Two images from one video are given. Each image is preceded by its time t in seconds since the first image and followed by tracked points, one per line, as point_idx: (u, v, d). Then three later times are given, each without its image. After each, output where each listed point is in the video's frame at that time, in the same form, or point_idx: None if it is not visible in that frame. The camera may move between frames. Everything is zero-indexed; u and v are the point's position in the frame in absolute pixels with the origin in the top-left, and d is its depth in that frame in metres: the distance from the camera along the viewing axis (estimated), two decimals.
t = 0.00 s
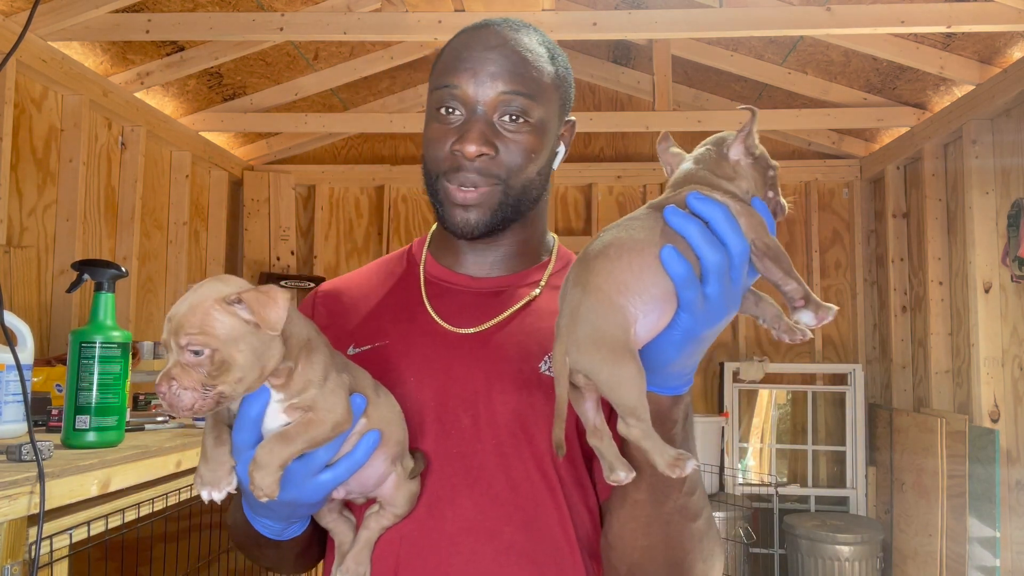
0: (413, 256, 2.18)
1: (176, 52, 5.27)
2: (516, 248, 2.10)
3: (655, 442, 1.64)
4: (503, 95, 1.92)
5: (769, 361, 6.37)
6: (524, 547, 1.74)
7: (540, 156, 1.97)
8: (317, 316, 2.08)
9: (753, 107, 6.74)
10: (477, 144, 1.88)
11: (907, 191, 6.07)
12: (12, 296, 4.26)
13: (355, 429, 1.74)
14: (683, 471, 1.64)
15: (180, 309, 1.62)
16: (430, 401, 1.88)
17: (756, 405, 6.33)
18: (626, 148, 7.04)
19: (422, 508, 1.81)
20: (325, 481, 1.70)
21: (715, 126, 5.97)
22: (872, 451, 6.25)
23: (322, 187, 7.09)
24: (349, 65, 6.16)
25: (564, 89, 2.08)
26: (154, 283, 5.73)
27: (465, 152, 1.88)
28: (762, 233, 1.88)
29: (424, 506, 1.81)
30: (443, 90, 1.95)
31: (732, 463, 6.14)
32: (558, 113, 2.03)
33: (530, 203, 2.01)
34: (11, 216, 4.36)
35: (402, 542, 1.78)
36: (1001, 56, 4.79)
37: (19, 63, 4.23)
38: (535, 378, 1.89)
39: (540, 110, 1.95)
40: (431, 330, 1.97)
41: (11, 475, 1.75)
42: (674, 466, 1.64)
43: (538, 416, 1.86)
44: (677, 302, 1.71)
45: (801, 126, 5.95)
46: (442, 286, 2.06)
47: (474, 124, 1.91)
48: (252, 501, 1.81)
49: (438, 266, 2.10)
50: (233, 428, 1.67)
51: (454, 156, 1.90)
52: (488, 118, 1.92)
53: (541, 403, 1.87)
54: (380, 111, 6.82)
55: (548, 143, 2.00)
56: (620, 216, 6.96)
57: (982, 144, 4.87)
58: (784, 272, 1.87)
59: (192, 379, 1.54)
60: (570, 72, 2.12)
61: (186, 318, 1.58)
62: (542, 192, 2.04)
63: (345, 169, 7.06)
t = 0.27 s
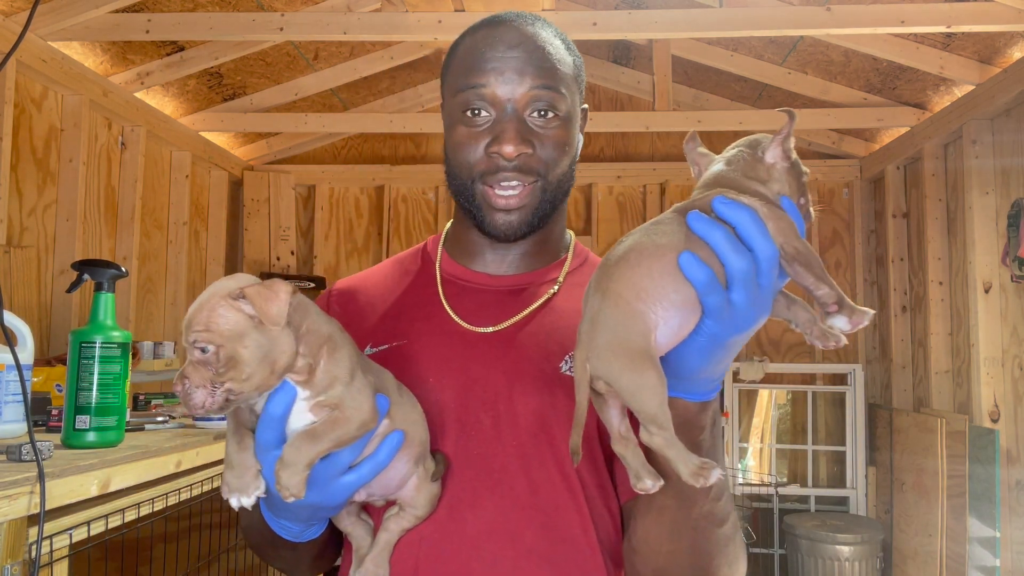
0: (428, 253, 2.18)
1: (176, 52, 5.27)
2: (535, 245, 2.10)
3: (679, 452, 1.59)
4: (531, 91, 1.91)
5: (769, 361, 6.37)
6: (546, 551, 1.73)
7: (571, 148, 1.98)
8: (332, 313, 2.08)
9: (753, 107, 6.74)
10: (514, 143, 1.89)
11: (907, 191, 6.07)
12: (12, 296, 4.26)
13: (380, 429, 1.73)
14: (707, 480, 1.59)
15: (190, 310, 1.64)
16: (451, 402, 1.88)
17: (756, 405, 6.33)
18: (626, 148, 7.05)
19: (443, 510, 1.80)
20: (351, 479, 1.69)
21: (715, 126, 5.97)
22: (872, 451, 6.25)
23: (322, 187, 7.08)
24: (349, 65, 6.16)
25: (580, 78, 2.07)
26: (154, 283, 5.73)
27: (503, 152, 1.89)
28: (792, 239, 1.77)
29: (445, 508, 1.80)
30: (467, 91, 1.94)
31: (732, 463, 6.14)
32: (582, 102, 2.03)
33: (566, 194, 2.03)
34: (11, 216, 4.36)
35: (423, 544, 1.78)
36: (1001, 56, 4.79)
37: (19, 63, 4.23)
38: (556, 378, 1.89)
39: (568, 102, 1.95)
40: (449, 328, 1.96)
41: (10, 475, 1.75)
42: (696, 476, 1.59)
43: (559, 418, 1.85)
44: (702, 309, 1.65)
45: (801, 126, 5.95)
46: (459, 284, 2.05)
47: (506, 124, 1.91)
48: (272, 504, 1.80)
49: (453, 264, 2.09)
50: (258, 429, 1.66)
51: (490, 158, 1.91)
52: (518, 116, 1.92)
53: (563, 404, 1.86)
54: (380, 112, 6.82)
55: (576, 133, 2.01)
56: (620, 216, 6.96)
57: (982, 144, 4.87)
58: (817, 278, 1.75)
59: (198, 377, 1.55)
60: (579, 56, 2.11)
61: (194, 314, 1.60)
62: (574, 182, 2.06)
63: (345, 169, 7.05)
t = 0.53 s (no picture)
0: (442, 252, 2.18)
1: (176, 52, 5.27)
2: (552, 243, 2.09)
3: (659, 462, 1.58)
4: (543, 84, 1.91)
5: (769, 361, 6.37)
6: (575, 554, 1.74)
7: (583, 143, 1.98)
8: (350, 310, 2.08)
9: (753, 107, 6.74)
10: (524, 136, 1.88)
11: (907, 191, 6.07)
12: (12, 296, 4.26)
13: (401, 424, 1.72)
14: (686, 492, 1.57)
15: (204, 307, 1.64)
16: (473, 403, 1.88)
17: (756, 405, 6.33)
18: (626, 148, 7.05)
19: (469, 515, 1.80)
20: (372, 475, 1.67)
21: (715, 126, 5.97)
22: (872, 451, 6.25)
23: (322, 187, 7.08)
24: (349, 65, 6.16)
25: (597, 73, 2.07)
26: (154, 283, 5.73)
27: (513, 144, 1.89)
28: (786, 240, 1.67)
29: (472, 512, 1.80)
30: (480, 82, 1.94)
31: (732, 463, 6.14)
32: (597, 97, 2.02)
33: (577, 189, 2.02)
34: (11, 216, 4.36)
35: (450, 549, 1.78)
36: (1002, 56, 4.79)
37: (19, 63, 4.23)
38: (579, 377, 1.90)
39: (581, 96, 1.95)
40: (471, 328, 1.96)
41: (10, 475, 1.75)
42: (675, 489, 1.58)
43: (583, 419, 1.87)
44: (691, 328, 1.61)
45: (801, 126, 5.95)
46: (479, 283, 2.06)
47: (517, 116, 1.91)
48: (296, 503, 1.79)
49: (471, 263, 2.09)
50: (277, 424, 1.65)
51: (500, 149, 1.91)
52: (530, 108, 1.92)
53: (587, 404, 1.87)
54: (381, 112, 6.82)
55: (589, 128, 2.00)
56: (620, 216, 6.96)
57: (982, 144, 4.87)
58: (812, 281, 1.63)
59: (212, 373, 1.55)
60: (597, 51, 2.11)
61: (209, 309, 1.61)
62: (586, 178, 2.05)
63: (344, 169, 7.05)
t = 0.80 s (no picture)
0: (466, 252, 2.17)
1: (176, 52, 5.27)
2: (578, 241, 2.11)
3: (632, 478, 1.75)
4: (567, 66, 1.93)
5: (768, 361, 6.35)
6: (610, 557, 1.74)
7: (605, 130, 1.98)
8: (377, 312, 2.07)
9: (753, 107, 6.74)
10: (543, 113, 1.89)
11: (907, 191, 6.07)
12: (12, 296, 4.26)
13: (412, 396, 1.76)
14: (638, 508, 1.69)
15: (232, 270, 1.57)
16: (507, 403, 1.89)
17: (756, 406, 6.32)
18: (626, 148, 7.05)
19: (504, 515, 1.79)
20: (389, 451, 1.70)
21: (715, 126, 5.97)
22: (872, 451, 6.25)
23: (322, 188, 7.07)
24: (349, 65, 6.16)
25: (624, 66, 2.10)
26: (154, 284, 5.73)
27: (532, 121, 1.89)
28: (712, 281, 1.62)
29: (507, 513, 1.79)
30: (504, 62, 1.97)
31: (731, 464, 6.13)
32: (621, 87, 2.04)
33: (596, 176, 2.01)
34: (11, 216, 4.36)
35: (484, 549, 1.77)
36: (1001, 56, 4.79)
37: (18, 63, 4.23)
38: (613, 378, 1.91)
39: (604, 81, 1.97)
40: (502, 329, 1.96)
41: (10, 475, 1.75)
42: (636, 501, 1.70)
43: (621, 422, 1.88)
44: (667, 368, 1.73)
45: (801, 126, 5.95)
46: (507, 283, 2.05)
47: (539, 95, 1.92)
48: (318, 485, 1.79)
49: (497, 261, 2.08)
50: (286, 402, 1.68)
51: (520, 127, 1.92)
52: (552, 88, 1.93)
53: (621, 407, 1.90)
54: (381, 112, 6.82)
55: (612, 116, 2.01)
56: (620, 216, 6.95)
57: (982, 144, 4.87)
58: (722, 327, 1.60)
59: (268, 331, 1.51)
60: (626, 47, 2.14)
61: (244, 272, 1.56)
62: (608, 168, 2.04)
63: (344, 169, 7.05)
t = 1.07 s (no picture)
0: (492, 251, 2.08)
1: (176, 52, 5.27)
2: (606, 240, 2.03)
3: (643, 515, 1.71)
4: (601, 58, 1.90)
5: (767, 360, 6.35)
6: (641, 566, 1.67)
7: (639, 124, 1.94)
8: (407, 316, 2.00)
9: (753, 107, 6.74)
10: (578, 107, 1.85)
11: (907, 191, 6.07)
12: (13, 296, 4.26)
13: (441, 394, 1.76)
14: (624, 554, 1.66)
15: (297, 264, 1.61)
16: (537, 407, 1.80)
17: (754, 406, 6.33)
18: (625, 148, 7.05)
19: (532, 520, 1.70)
20: (417, 455, 1.68)
21: (714, 126, 5.98)
22: (872, 451, 6.25)
23: (322, 187, 7.08)
24: (350, 65, 6.16)
25: (657, 58, 2.06)
26: (154, 283, 5.73)
27: (566, 115, 1.85)
28: (623, 369, 1.66)
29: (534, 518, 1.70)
30: (535, 56, 1.93)
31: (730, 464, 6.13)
32: (655, 80, 2.01)
33: (631, 171, 1.96)
34: (11, 216, 4.36)
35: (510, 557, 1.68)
36: (1001, 56, 4.79)
37: (18, 63, 4.23)
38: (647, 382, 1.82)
39: (638, 73, 1.93)
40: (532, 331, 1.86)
41: (9, 475, 1.75)
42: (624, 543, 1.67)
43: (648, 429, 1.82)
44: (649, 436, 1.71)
45: (800, 126, 5.95)
46: (537, 283, 1.95)
47: (572, 89, 1.88)
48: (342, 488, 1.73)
49: (525, 261, 1.99)
50: (315, 400, 1.69)
51: (553, 122, 1.87)
52: (586, 81, 1.89)
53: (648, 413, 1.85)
54: (381, 111, 6.82)
55: (646, 109, 1.97)
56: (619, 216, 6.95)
57: (982, 144, 4.88)
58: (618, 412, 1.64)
59: (347, 320, 1.58)
60: (658, 39, 2.10)
61: (315, 264, 1.61)
62: (641, 162, 1.99)
63: (344, 169, 7.05)
